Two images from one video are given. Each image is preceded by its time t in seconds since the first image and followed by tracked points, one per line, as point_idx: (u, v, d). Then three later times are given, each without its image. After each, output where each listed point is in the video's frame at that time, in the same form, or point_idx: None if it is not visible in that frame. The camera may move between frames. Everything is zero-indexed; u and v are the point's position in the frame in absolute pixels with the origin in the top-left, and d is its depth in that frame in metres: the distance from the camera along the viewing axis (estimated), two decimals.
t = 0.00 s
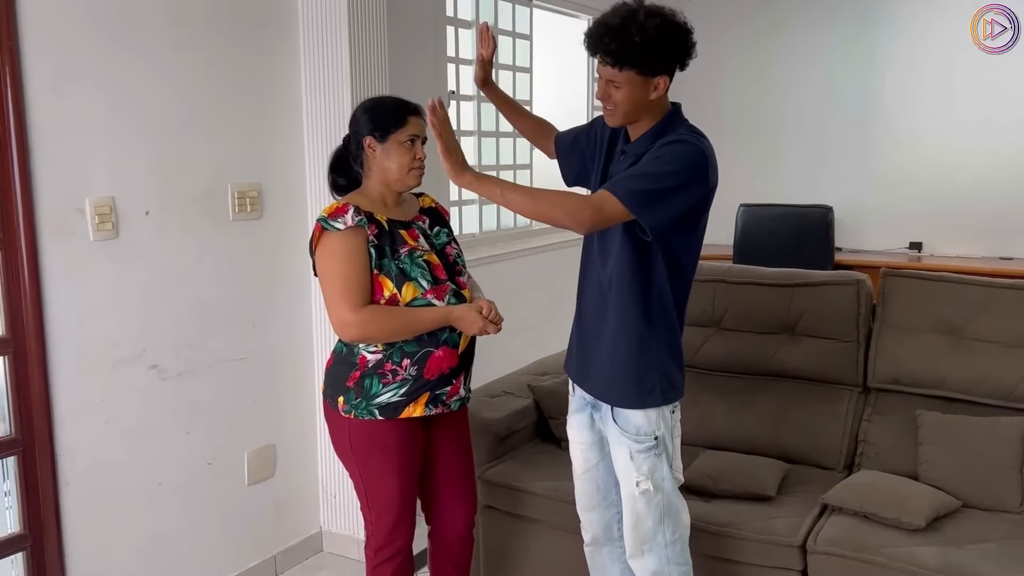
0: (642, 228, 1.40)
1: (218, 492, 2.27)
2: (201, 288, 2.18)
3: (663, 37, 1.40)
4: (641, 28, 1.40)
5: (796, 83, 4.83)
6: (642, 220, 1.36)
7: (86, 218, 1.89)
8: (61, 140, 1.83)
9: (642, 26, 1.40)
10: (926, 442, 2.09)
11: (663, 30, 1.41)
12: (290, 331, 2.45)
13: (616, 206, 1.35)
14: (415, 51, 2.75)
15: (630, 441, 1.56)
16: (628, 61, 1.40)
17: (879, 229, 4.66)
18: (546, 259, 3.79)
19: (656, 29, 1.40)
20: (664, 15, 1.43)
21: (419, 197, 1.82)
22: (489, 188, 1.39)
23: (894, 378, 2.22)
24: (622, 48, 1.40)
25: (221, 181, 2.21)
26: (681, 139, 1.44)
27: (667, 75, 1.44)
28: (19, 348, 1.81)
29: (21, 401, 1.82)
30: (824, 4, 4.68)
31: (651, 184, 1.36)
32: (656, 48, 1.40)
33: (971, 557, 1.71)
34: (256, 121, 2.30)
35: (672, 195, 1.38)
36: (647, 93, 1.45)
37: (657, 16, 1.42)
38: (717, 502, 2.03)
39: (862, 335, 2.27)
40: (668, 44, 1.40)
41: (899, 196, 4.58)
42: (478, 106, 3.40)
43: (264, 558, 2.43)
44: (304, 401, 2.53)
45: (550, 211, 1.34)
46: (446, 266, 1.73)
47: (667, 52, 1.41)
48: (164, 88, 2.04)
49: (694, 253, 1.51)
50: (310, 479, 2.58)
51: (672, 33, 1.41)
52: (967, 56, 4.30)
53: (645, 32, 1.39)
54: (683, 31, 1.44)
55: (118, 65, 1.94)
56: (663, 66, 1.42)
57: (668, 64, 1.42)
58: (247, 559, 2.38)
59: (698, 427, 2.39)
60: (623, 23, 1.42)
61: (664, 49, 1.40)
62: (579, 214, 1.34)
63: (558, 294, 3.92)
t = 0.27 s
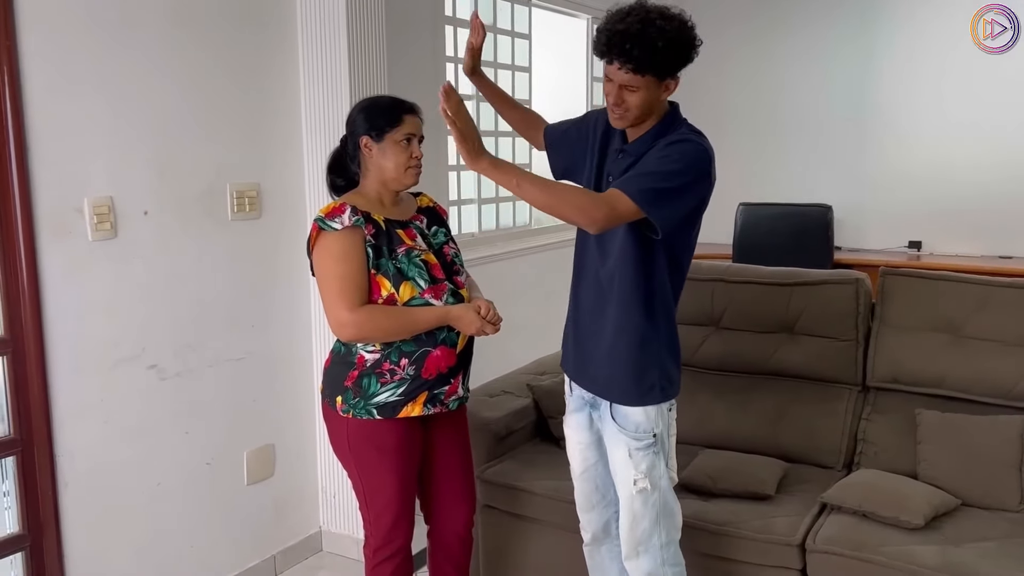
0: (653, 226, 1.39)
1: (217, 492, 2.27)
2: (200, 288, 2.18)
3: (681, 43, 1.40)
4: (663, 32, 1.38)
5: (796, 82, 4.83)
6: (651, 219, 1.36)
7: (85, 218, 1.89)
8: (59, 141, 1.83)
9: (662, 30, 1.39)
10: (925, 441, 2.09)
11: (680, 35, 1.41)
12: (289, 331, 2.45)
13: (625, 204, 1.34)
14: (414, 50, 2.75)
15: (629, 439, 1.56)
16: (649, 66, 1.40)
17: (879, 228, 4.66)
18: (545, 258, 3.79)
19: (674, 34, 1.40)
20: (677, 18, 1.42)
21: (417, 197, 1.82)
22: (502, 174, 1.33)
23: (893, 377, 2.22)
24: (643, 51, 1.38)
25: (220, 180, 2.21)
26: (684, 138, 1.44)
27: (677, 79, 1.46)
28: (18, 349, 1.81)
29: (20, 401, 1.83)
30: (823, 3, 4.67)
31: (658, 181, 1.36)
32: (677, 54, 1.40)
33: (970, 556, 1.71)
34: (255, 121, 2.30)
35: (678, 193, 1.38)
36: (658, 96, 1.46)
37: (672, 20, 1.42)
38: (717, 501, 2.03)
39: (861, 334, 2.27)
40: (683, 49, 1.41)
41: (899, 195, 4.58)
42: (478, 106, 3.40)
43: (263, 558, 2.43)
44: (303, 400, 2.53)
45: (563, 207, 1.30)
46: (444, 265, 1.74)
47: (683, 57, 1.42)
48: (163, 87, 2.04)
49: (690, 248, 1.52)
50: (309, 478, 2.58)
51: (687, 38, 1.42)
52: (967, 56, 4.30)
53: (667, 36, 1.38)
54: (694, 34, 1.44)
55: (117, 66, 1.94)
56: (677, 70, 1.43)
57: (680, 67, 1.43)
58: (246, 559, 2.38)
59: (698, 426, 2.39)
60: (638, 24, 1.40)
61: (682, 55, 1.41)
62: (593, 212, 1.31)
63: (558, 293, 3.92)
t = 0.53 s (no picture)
0: (653, 228, 1.39)
1: (216, 492, 2.27)
2: (198, 288, 2.18)
3: (647, 25, 1.41)
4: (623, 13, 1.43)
5: (795, 81, 4.83)
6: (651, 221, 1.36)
7: (83, 218, 1.89)
8: (57, 141, 1.83)
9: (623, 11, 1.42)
10: (923, 439, 2.09)
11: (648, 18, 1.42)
12: (287, 331, 2.45)
13: (626, 206, 1.33)
14: (412, 50, 2.75)
15: (623, 437, 1.56)
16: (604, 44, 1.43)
17: (878, 228, 4.66)
18: (544, 258, 3.79)
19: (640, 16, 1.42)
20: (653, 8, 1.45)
21: (414, 196, 1.82)
22: (507, 164, 1.33)
23: (891, 375, 2.22)
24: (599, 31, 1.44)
25: (218, 180, 2.21)
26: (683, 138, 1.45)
27: (650, 65, 1.44)
28: (16, 348, 1.81)
29: (19, 401, 1.83)
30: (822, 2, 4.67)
31: (657, 181, 1.36)
32: (636, 33, 1.41)
33: (969, 554, 1.71)
34: (254, 122, 2.30)
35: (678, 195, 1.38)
36: (627, 82, 1.46)
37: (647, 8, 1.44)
38: (715, 500, 2.03)
39: (859, 333, 2.27)
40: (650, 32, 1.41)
41: (898, 194, 4.58)
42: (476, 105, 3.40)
43: (263, 558, 2.44)
44: (302, 400, 2.54)
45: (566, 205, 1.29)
46: (441, 265, 1.74)
47: (648, 40, 1.41)
48: (161, 88, 2.04)
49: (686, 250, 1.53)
50: (308, 478, 2.59)
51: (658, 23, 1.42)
52: (966, 55, 4.29)
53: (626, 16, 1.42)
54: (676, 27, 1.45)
55: (116, 66, 1.94)
56: (642, 54, 1.42)
57: (650, 54, 1.42)
58: (246, 559, 2.38)
59: (696, 425, 2.39)
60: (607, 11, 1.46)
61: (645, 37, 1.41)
62: (595, 212, 1.29)
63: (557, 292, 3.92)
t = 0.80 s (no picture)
0: (652, 230, 1.39)
1: (216, 491, 2.28)
2: (198, 287, 2.18)
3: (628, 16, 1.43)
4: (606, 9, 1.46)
5: (795, 80, 4.83)
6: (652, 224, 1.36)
7: (82, 218, 1.89)
8: (56, 142, 1.84)
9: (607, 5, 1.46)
10: (922, 438, 2.09)
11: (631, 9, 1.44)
12: (287, 331, 2.45)
13: (626, 212, 1.33)
14: (411, 49, 2.75)
15: (617, 436, 1.56)
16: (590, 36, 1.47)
17: (878, 226, 4.66)
18: (544, 257, 3.79)
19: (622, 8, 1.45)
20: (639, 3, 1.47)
21: (413, 195, 1.82)
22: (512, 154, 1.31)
23: (890, 374, 2.22)
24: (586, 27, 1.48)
25: (218, 180, 2.21)
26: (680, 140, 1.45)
27: (635, 54, 1.44)
28: (16, 349, 1.81)
29: (19, 401, 1.83)
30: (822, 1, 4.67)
31: (656, 184, 1.36)
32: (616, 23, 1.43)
33: (968, 552, 1.71)
34: (253, 122, 2.30)
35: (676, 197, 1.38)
36: (614, 73, 1.46)
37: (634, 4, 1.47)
38: (715, 499, 2.03)
39: (859, 331, 2.27)
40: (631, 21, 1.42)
41: (898, 193, 4.58)
42: (476, 105, 3.40)
43: (263, 557, 2.44)
44: (302, 399, 2.54)
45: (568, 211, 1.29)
46: (440, 265, 1.74)
47: (628, 28, 1.42)
48: (160, 88, 2.04)
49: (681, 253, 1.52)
50: (308, 478, 2.59)
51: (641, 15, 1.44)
52: (966, 55, 4.29)
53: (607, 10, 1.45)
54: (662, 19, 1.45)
55: (115, 66, 1.94)
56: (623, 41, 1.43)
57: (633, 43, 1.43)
58: (246, 558, 2.39)
59: (696, 424, 2.40)
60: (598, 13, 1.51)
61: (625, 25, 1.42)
62: (597, 219, 1.29)
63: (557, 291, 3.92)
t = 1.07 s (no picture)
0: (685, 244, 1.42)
1: (216, 491, 2.27)
2: (198, 288, 2.18)
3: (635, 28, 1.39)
4: (610, 28, 1.39)
5: (794, 80, 4.83)
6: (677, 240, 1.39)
7: (82, 218, 1.89)
8: (55, 142, 1.84)
9: (612, 21, 1.39)
10: (922, 436, 2.09)
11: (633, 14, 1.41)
12: (286, 331, 2.45)
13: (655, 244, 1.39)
14: (411, 49, 2.75)
15: (616, 433, 1.56)
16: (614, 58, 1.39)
17: (878, 226, 4.66)
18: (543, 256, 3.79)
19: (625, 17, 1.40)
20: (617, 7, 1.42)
21: (412, 195, 1.82)
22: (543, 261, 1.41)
23: (890, 373, 2.22)
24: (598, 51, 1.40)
25: (217, 180, 2.21)
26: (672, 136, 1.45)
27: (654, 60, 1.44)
28: (15, 349, 1.81)
29: (19, 401, 1.83)
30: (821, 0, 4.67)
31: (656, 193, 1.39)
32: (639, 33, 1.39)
33: (968, 551, 1.71)
34: (253, 124, 2.30)
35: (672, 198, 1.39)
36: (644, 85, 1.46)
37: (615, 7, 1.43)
38: (715, 498, 2.03)
39: (859, 330, 2.27)
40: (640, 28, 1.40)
41: (897, 192, 4.58)
42: (475, 105, 3.40)
43: (263, 557, 2.44)
44: (302, 399, 2.54)
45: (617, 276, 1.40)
46: (439, 265, 1.74)
47: (648, 35, 1.40)
48: (160, 87, 2.04)
49: (684, 256, 1.51)
50: (309, 478, 2.59)
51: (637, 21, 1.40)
52: (966, 54, 4.29)
53: (617, 30, 1.39)
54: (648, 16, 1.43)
55: (114, 66, 1.94)
56: (649, 50, 1.41)
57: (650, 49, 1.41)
58: (246, 558, 2.39)
59: (696, 423, 2.40)
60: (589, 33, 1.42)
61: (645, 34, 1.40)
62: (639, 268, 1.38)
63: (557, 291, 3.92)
